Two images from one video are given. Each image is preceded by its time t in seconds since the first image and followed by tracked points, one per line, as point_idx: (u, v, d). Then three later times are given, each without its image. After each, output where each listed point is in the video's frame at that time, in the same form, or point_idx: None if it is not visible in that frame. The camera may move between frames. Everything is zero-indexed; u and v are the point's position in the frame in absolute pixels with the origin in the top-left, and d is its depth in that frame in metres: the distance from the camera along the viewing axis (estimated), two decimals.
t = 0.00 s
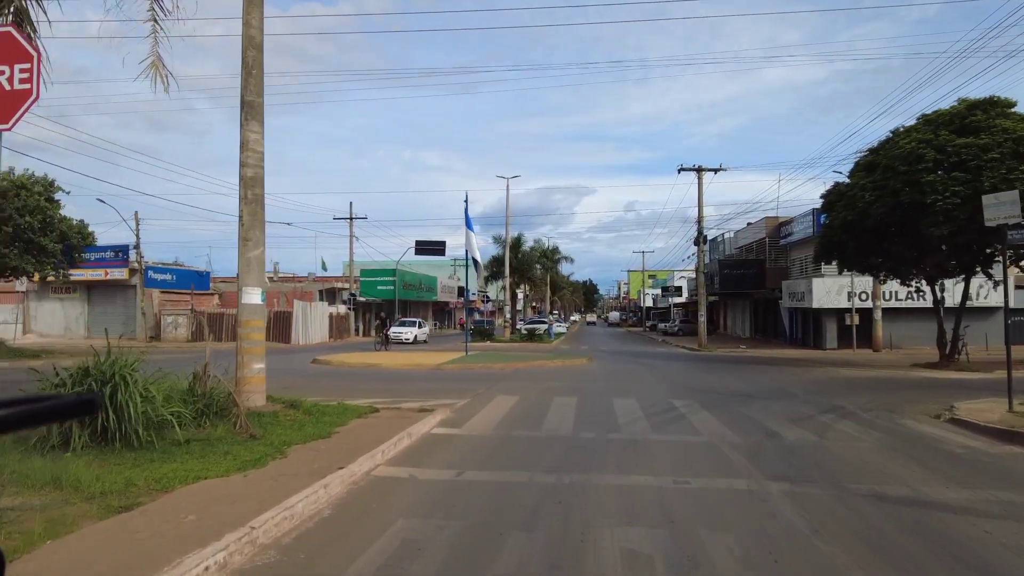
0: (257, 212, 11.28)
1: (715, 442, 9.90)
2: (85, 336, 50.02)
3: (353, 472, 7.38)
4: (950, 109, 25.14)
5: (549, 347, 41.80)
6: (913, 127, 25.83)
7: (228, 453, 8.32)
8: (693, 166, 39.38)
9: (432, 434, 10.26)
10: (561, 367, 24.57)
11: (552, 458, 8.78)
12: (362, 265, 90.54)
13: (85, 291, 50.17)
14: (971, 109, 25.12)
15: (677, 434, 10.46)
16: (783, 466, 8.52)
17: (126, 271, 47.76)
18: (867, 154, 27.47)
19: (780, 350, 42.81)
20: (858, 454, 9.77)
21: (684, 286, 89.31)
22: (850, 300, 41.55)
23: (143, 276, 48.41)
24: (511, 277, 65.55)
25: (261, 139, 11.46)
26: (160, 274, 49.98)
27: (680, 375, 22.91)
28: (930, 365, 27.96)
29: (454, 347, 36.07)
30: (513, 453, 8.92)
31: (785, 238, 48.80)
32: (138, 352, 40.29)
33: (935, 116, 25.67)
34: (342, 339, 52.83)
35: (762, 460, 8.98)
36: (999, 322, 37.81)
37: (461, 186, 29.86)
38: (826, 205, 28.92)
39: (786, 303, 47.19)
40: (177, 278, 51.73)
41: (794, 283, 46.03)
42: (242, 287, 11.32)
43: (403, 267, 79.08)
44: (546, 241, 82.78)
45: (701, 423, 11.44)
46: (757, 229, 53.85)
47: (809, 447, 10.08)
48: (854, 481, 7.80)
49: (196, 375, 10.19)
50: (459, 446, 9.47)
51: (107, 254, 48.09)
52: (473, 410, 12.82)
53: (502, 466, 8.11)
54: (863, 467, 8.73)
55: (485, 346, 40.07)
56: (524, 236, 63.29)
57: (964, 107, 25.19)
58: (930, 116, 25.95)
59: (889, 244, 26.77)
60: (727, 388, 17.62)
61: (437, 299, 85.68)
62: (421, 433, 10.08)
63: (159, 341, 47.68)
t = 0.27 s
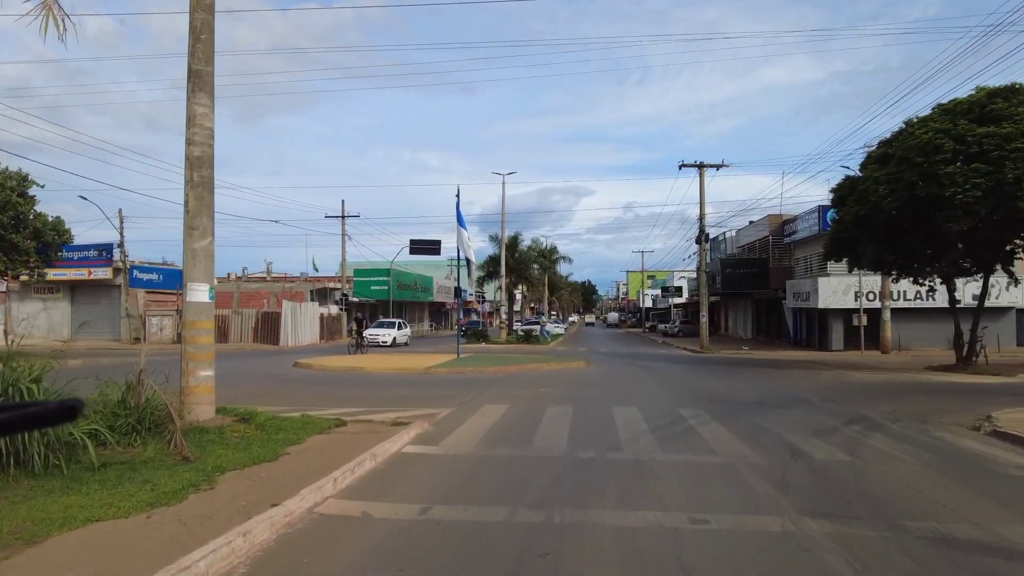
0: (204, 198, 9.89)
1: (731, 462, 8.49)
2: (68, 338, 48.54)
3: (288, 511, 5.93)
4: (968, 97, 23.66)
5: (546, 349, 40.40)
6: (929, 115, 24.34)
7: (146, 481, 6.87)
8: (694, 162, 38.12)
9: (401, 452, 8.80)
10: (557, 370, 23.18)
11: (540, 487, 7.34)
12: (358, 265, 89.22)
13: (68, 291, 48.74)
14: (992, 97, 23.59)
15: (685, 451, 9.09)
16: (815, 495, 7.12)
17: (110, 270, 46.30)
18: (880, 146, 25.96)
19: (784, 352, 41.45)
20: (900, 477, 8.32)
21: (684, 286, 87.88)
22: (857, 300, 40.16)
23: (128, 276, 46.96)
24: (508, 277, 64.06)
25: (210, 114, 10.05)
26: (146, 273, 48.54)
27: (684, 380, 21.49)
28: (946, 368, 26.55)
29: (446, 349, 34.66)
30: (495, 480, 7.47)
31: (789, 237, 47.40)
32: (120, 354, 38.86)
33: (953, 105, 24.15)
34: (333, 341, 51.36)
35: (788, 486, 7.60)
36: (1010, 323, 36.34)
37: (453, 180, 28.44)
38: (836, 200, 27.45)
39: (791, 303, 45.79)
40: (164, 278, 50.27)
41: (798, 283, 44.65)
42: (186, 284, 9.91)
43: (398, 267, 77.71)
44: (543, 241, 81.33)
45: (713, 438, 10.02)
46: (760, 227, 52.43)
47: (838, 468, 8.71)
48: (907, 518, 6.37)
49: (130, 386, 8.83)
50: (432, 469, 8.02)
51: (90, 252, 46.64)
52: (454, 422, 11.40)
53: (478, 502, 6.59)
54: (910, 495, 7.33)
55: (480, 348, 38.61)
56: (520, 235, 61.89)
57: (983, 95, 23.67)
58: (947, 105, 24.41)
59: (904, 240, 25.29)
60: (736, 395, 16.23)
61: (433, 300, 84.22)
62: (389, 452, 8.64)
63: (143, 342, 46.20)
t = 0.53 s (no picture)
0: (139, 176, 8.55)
1: (754, 488, 7.15)
2: (51, 339, 47.10)
3: (190, 568, 4.57)
4: (989, 84, 22.29)
5: (543, 351, 39.04)
6: (946, 104, 22.95)
7: (33, 518, 5.53)
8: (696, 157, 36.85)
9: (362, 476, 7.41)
10: (553, 374, 21.81)
11: (526, 526, 5.97)
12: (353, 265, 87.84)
13: (51, 291, 47.32)
14: (1014, 84, 22.21)
15: (698, 473, 7.76)
16: (862, 535, 5.79)
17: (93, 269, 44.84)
18: (893, 137, 24.59)
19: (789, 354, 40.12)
20: (957, 504, 6.98)
21: (684, 287, 86.52)
22: (865, 300, 38.82)
23: (113, 275, 45.50)
24: (505, 277, 62.62)
25: (147, 81, 8.70)
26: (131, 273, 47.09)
27: (690, 385, 20.11)
28: (962, 372, 25.24)
29: (439, 351, 33.28)
30: (471, 516, 6.13)
31: (793, 235, 46.06)
32: (101, 356, 37.41)
33: (972, 93, 22.77)
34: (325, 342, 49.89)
35: (828, 522, 6.25)
36: None
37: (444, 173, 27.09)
38: (847, 195, 26.04)
39: (795, 304, 44.44)
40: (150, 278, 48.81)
41: (803, 282, 43.32)
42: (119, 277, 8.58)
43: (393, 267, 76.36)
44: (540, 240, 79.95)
45: (728, 456, 8.69)
46: (762, 226, 51.09)
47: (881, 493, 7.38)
48: (988, 568, 5.02)
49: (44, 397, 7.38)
50: (395, 501, 6.64)
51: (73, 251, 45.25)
52: (433, 435, 10.06)
53: (444, 548, 5.24)
54: (977, 533, 5.99)
55: (474, 350, 37.20)
56: (517, 234, 60.51)
57: (1005, 82, 22.30)
58: (966, 93, 23.04)
59: (919, 236, 23.90)
60: (749, 401, 14.88)
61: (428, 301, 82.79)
62: (348, 476, 7.27)
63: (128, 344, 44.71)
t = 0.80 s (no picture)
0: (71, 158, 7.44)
1: (783, 526, 6.05)
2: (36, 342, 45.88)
3: None
4: (1009, 76, 21.10)
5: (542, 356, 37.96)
6: (964, 97, 21.75)
7: None
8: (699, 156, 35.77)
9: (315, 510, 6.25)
10: (551, 380, 20.70)
11: None
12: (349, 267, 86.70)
13: (37, 293, 46.12)
14: None
15: (715, 505, 6.66)
16: None
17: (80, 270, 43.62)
18: (907, 132, 23.43)
19: (794, 359, 39.01)
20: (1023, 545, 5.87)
21: (685, 290, 85.39)
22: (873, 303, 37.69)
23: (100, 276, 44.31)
24: (502, 279, 61.43)
25: (80, 49, 7.57)
26: (119, 274, 45.91)
27: (696, 393, 19.03)
28: (979, 378, 24.12)
29: (433, 356, 32.14)
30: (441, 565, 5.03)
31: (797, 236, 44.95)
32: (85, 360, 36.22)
33: (991, 85, 21.61)
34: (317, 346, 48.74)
35: (877, 572, 5.14)
36: None
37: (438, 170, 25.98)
38: (857, 193, 24.85)
39: (799, 307, 43.30)
40: (138, 280, 47.60)
41: (807, 285, 42.20)
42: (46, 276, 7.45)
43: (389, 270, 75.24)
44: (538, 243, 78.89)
45: (747, 483, 7.58)
46: (765, 228, 49.96)
47: (933, 531, 6.24)
48: None
49: None
50: (353, 542, 5.52)
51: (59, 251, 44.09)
52: (412, 455, 8.95)
53: None
54: None
55: (470, 356, 36.05)
56: (515, 236, 59.36)
57: None
58: (984, 85, 21.88)
59: (934, 236, 22.75)
60: (763, 413, 13.74)
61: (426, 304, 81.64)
62: (303, 510, 6.18)
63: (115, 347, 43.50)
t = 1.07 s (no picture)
0: None
1: None
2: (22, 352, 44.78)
3: None
4: None
5: (538, 366, 36.96)
6: (978, 96, 20.81)
7: None
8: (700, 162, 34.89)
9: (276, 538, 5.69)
10: (547, 393, 19.71)
11: None
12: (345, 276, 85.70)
13: (23, 302, 45.05)
14: None
15: (730, 549, 5.66)
16: None
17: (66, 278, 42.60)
18: (917, 134, 22.50)
19: (798, 369, 38.00)
20: None
21: (685, 299, 84.40)
22: (878, 312, 36.82)
23: (87, 284, 43.31)
24: (499, 288, 60.38)
25: None
26: (107, 282, 44.93)
27: (700, 408, 18.03)
28: (993, 391, 23.14)
29: (426, 367, 31.13)
30: None
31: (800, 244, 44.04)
32: (68, 371, 35.17)
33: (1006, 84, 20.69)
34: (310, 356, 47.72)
35: None
36: None
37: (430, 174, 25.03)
38: (865, 196, 23.87)
39: (803, 316, 42.35)
40: (126, 288, 46.57)
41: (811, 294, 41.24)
42: None
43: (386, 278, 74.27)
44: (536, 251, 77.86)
45: (766, 519, 6.59)
46: (767, 235, 49.02)
47: None
48: None
49: None
50: None
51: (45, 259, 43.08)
52: (384, 483, 7.94)
53: None
54: None
55: (465, 367, 35.04)
56: (512, 244, 58.40)
57: None
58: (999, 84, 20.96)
59: (946, 241, 21.79)
60: (773, 430, 12.77)
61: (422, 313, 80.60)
62: (241, 558, 5.18)
63: (101, 357, 42.46)
